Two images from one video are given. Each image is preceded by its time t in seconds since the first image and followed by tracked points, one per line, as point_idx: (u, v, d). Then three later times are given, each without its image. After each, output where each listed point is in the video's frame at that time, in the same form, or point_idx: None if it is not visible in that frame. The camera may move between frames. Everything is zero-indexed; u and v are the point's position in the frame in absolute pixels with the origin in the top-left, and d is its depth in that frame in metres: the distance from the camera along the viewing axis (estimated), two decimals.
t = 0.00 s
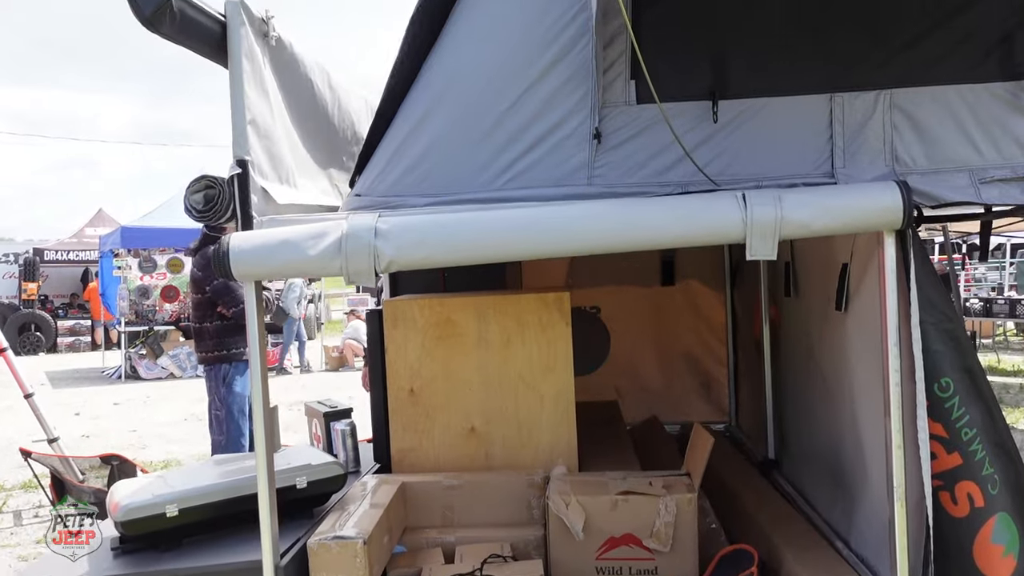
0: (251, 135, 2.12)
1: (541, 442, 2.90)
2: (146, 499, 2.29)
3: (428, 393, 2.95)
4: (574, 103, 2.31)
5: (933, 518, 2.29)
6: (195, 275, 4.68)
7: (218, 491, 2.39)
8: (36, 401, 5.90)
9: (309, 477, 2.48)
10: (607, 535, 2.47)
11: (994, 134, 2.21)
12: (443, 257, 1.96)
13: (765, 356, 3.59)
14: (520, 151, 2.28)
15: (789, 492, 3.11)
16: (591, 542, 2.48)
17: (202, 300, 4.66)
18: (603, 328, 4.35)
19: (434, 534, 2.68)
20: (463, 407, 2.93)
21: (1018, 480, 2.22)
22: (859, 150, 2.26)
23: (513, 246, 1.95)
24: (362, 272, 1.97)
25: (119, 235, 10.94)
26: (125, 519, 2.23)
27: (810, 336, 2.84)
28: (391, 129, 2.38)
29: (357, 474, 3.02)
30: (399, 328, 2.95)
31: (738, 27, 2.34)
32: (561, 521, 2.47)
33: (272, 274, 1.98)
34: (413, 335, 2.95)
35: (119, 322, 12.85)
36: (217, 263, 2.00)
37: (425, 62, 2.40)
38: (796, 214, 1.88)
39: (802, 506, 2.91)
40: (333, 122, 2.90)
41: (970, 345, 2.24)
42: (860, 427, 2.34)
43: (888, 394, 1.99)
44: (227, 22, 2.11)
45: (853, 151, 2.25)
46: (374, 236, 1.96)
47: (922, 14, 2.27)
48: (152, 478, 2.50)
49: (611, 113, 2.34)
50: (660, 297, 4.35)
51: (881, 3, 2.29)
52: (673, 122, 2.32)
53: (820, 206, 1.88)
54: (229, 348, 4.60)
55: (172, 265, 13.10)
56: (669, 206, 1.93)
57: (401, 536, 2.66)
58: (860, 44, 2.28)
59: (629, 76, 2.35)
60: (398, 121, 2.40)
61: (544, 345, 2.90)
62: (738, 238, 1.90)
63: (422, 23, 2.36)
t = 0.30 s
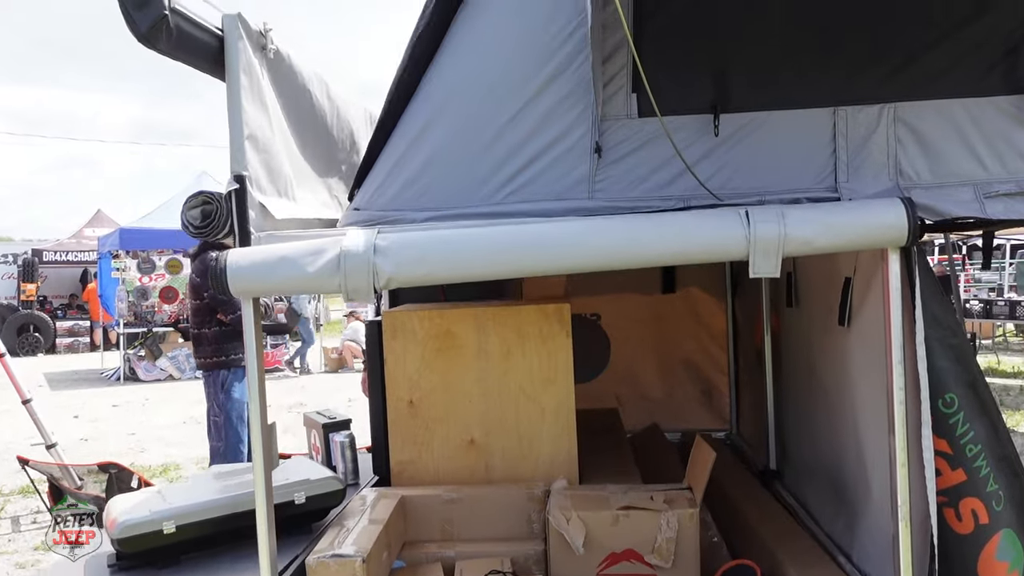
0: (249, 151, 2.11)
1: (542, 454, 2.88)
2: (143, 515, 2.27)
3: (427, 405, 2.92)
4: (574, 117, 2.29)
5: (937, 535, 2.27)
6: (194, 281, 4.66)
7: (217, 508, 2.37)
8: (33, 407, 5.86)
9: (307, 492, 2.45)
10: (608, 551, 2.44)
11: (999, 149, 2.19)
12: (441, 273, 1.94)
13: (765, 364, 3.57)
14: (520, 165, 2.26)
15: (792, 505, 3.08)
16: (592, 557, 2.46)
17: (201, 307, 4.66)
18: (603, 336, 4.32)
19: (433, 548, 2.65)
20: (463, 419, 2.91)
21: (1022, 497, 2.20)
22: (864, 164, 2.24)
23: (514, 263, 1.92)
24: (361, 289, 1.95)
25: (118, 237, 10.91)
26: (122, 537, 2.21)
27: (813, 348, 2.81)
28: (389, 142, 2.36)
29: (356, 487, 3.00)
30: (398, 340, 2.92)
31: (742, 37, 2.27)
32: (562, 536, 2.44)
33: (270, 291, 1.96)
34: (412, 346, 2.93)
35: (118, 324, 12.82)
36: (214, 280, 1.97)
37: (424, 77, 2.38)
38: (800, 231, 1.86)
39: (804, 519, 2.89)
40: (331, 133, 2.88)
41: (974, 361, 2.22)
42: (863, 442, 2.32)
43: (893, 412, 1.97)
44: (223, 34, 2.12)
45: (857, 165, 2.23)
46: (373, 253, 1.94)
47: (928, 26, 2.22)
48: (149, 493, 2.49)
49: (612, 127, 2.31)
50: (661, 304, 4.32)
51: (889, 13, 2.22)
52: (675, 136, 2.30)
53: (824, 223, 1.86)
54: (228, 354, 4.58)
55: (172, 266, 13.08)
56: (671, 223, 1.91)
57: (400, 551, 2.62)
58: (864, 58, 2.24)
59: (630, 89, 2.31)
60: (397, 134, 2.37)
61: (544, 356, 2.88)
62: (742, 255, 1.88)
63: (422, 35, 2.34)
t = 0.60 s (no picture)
0: (244, 168, 2.09)
1: (541, 470, 2.86)
2: (137, 536, 2.25)
3: (425, 420, 2.90)
4: (574, 132, 2.25)
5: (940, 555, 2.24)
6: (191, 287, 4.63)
7: (213, 527, 2.35)
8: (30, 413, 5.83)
9: (303, 511, 2.44)
10: (608, 570, 2.42)
11: (1004, 166, 2.17)
12: (439, 293, 1.91)
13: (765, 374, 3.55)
14: (518, 181, 2.23)
15: (793, 519, 3.05)
16: None
17: (198, 315, 4.63)
18: (602, 344, 4.30)
19: (431, 566, 2.63)
20: (461, 434, 2.88)
21: None
22: (866, 181, 2.21)
23: (513, 284, 1.90)
24: (358, 309, 1.91)
25: (115, 238, 10.88)
26: (116, 558, 2.19)
27: (814, 363, 2.79)
28: (387, 157, 2.33)
29: (353, 502, 2.97)
30: (396, 354, 2.90)
31: (742, 52, 2.29)
32: (561, 555, 2.41)
33: (265, 311, 1.92)
34: (410, 360, 2.90)
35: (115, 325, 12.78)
36: (208, 300, 1.94)
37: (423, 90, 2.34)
38: (802, 252, 1.83)
39: (804, 534, 2.86)
40: (329, 146, 2.86)
41: (978, 380, 2.19)
42: (864, 460, 2.30)
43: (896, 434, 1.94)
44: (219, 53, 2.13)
45: (859, 182, 2.20)
46: (370, 273, 1.91)
47: (930, 42, 2.22)
48: (143, 512, 2.47)
49: (613, 142, 2.30)
50: (661, 313, 4.30)
51: (890, 29, 2.23)
52: (675, 152, 2.28)
53: (827, 244, 1.83)
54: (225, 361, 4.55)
55: (171, 266, 13.00)
56: (671, 244, 1.88)
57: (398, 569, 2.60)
58: (867, 73, 2.24)
59: (630, 105, 2.31)
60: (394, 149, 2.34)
61: (542, 370, 2.85)
62: (743, 277, 1.85)
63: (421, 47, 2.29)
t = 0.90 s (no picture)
0: (242, 187, 2.07)
1: (541, 483, 2.85)
2: (134, 555, 2.25)
3: (424, 433, 2.89)
4: (574, 149, 2.24)
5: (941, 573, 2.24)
6: (189, 293, 4.60)
7: (211, 544, 2.34)
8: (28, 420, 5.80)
9: (302, 528, 2.45)
10: None
11: (1005, 183, 2.17)
12: (439, 313, 1.90)
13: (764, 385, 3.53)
14: (518, 199, 2.22)
15: (793, 532, 3.05)
16: None
17: (197, 322, 4.61)
18: (602, 352, 4.29)
19: None
20: (461, 447, 2.87)
21: None
22: (867, 198, 2.21)
23: (512, 304, 1.89)
24: (357, 329, 1.90)
25: (113, 240, 10.83)
26: None
27: (813, 377, 2.78)
28: (386, 173, 2.32)
29: (352, 515, 2.96)
30: (395, 367, 2.88)
31: (743, 72, 2.31)
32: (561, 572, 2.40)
33: (263, 332, 1.91)
34: (409, 373, 2.88)
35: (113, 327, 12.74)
36: (206, 320, 1.92)
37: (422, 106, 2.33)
38: (804, 274, 1.83)
39: (804, 549, 2.85)
40: (327, 158, 2.85)
41: (979, 398, 2.18)
42: (864, 476, 2.29)
43: (897, 455, 1.93)
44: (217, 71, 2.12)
45: (860, 201, 2.20)
46: (369, 293, 1.90)
47: (926, 61, 2.23)
48: (141, 528, 2.47)
49: (613, 159, 2.30)
50: (660, 321, 4.28)
51: (892, 48, 2.23)
52: (674, 170, 2.28)
53: (828, 266, 1.82)
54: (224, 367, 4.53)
55: (169, 267, 12.96)
56: (672, 265, 1.87)
57: None
58: (867, 93, 2.25)
59: (630, 122, 2.30)
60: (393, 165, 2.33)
61: (541, 384, 2.84)
62: (744, 297, 1.85)
63: (421, 64, 2.29)
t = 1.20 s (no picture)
0: (242, 207, 2.07)
1: (540, 496, 2.85)
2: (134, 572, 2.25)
3: (424, 447, 2.88)
4: (574, 166, 2.22)
5: None
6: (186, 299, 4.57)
7: (210, 561, 2.34)
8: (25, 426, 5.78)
9: (302, 545, 2.46)
10: None
11: (1006, 202, 2.18)
12: (438, 333, 1.89)
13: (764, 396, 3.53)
14: (518, 216, 2.22)
15: (794, 545, 3.04)
16: None
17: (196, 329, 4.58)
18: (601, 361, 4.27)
19: None
20: (460, 461, 2.86)
21: None
22: (869, 214, 2.21)
23: (513, 325, 1.88)
24: (356, 350, 1.89)
25: (111, 242, 10.80)
26: None
27: (813, 390, 2.77)
28: (387, 190, 2.33)
29: (352, 528, 2.96)
30: (394, 381, 2.87)
31: (743, 89, 2.29)
32: None
33: (262, 352, 1.90)
34: (409, 387, 2.88)
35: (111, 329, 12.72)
36: (205, 339, 1.90)
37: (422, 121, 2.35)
38: (805, 295, 1.82)
39: (804, 562, 2.85)
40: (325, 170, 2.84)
41: (979, 416, 2.18)
42: (864, 494, 2.29)
43: (899, 476, 1.93)
44: (214, 90, 2.10)
45: (861, 218, 2.21)
46: (369, 313, 1.90)
47: (924, 83, 2.22)
48: (140, 544, 2.48)
49: (613, 176, 2.29)
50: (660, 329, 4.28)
51: (896, 63, 2.21)
52: (674, 188, 2.28)
53: (830, 287, 1.82)
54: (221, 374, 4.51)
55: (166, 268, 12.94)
56: (673, 285, 1.87)
57: None
58: (867, 112, 2.25)
59: (630, 139, 2.29)
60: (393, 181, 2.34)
61: (541, 398, 2.84)
62: (745, 318, 1.84)
63: (420, 79, 2.31)
